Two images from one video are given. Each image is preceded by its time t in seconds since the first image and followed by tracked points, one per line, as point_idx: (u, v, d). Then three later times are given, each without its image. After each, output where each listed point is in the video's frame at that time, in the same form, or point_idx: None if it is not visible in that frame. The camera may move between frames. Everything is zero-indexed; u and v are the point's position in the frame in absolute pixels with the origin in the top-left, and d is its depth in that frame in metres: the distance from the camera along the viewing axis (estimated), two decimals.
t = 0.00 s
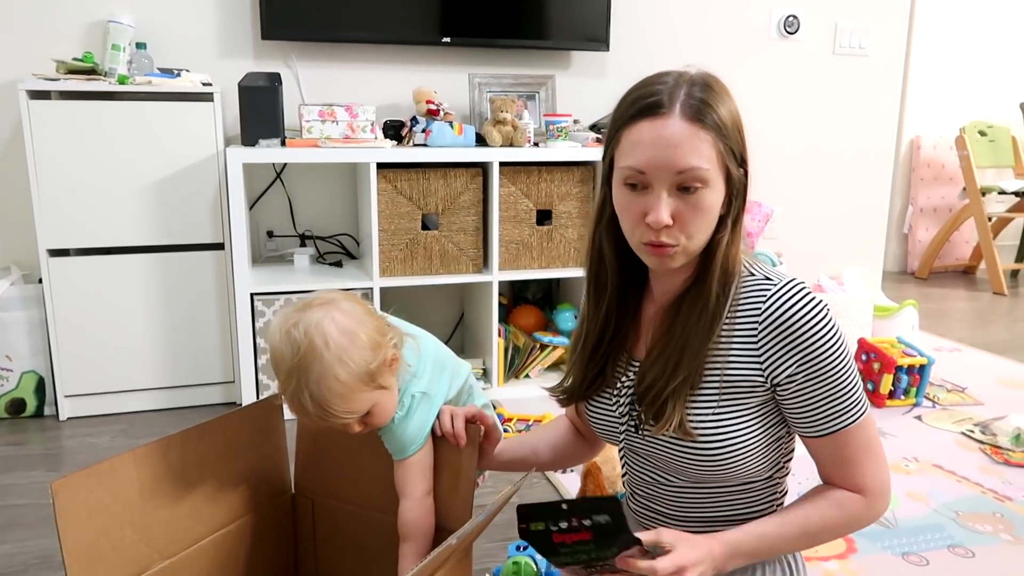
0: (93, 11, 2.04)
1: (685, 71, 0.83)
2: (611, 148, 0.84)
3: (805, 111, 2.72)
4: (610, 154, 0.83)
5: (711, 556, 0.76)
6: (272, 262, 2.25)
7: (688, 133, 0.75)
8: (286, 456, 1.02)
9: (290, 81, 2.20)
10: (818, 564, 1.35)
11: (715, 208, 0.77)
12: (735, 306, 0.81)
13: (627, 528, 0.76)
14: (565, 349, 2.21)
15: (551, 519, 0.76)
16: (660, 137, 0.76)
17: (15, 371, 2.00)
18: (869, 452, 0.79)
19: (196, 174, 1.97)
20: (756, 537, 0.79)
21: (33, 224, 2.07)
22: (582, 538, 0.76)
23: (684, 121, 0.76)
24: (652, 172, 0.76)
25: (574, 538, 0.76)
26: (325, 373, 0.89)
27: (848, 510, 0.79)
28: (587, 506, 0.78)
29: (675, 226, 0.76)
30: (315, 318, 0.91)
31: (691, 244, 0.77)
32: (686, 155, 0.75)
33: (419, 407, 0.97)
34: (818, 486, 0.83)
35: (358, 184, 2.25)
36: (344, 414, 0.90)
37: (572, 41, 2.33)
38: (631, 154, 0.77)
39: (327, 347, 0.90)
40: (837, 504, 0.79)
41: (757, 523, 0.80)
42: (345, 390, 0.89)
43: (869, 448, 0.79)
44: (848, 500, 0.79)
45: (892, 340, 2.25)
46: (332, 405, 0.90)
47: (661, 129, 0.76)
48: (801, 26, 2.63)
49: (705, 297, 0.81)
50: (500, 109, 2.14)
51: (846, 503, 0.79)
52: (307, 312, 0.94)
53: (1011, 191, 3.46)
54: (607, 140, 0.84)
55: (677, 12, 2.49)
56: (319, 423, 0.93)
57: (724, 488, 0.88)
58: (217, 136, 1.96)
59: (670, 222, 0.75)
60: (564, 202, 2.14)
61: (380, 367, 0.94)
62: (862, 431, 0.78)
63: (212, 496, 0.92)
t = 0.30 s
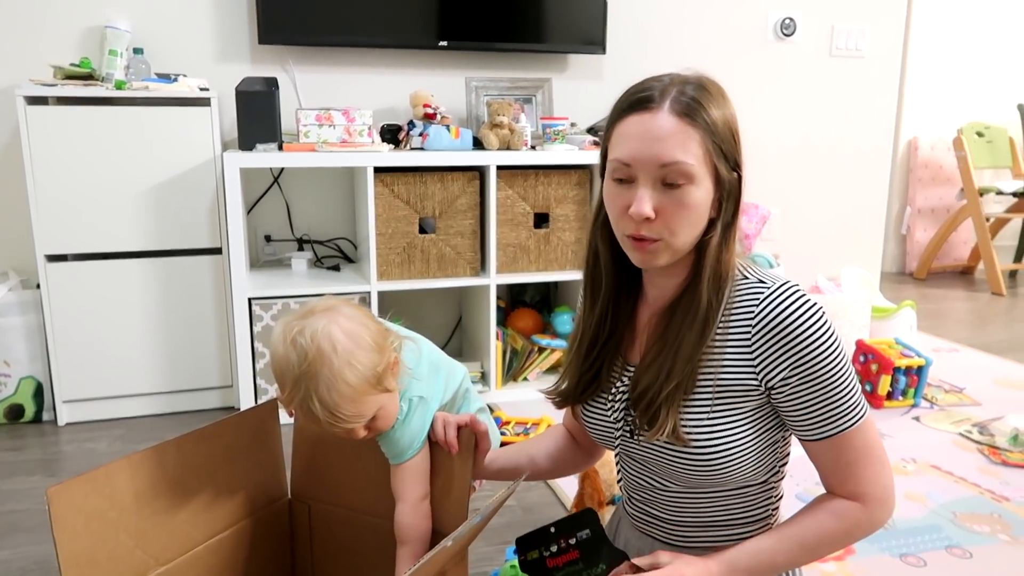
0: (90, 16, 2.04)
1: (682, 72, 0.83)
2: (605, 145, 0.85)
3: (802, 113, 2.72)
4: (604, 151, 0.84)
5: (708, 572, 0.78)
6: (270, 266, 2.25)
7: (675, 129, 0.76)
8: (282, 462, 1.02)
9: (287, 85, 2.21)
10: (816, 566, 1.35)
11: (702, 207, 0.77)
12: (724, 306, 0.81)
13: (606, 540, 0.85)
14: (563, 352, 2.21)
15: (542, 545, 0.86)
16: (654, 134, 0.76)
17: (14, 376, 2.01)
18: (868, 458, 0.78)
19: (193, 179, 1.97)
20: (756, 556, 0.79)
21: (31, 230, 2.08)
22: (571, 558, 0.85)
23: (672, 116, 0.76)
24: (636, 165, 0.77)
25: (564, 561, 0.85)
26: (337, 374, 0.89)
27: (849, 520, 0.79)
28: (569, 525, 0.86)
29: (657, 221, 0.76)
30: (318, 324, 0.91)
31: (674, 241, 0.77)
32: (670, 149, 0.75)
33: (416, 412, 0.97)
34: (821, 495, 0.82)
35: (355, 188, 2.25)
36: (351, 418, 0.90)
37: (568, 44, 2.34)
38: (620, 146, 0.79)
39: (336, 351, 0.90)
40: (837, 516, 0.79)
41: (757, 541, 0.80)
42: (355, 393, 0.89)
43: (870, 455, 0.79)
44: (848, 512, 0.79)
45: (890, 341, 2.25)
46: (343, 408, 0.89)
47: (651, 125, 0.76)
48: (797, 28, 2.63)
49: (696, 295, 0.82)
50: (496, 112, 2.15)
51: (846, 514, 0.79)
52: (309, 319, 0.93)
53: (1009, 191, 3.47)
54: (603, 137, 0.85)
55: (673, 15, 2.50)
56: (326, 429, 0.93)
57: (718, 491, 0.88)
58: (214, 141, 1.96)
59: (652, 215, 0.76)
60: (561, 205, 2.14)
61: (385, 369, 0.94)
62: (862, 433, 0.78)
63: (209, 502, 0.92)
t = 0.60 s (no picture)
0: (90, 20, 2.04)
1: (668, 76, 0.82)
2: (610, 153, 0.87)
3: (801, 116, 2.73)
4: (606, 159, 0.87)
5: None
6: (269, 270, 2.25)
7: (626, 142, 0.77)
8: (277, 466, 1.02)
9: (286, 89, 2.21)
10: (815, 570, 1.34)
11: (663, 216, 0.77)
12: (712, 312, 0.80)
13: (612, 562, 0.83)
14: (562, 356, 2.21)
15: (544, 562, 0.83)
16: (616, 148, 0.78)
17: (12, 380, 2.00)
18: (874, 473, 0.78)
19: (192, 183, 1.97)
20: (756, 566, 0.79)
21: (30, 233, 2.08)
22: None
23: (625, 129, 0.78)
24: (600, 179, 0.80)
25: None
26: (325, 381, 0.88)
27: (850, 535, 0.79)
28: (575, 546, 0.85)
29: (620, 231, 0.79)
30: (309, 327, 0.91)
31: (638, 249, 0.79)
32: (620, 163, 0.77)
33: (409, 415, 0.96)
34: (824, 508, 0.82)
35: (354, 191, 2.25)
36: (342, 422, 0.90)
37: (567, 47, 2.34)
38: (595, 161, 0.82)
39: (323, 352, 0.89)
40: (838, 529, 0.79)
41: (758, 552, 0.80)
42: (344, 397, 0.89)
43: (877, 470, 0.78)
44: (850, 526, 0.79)
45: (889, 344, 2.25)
46: (332, 414, 0.89)
47: (613, 140, 0.78)
48: (796, 31, 2.64)
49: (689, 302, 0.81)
50: (495, 115, 2.15)
51: (848, 528, 0.79)
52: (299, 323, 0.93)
53: (1008, 194, 3.47)
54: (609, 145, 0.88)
55: (672, 18, 2.50)
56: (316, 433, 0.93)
57: (721, 497, 0.88)
58: (213, 145, 1.96)
59: (614, 226, 0.80)
60: (560, 208, 2.14)
61: (377, 374, 0.93)
62: (870, 448, 0.78)
63: (204, 507, 0.92)
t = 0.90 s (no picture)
0: (91, 23, 2.05)
1: (661, 84, 0.81)
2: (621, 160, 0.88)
3: (802, 118, 2.73)
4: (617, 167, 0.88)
5: None
6: (270, 272, 2.25)
7: (610, 157, 0.79)
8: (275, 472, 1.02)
9: (287, 91, 2.21)
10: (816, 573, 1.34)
11: (650, 227, 0.78)
12: (705, 318, 0.79)
13: None
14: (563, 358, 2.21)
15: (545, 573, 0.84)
16: (606, 163, 0.80)
17: (13, 383, 2.01)
18: (885, 489, 0.77)
19: (193, 186, 1.97)
20: None
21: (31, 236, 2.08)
22: None
23: (609, 145, 0.80)
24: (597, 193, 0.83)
25: None
26: (335, 374, 0.89)
27: (856, 551, 0.77)
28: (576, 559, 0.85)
29: (619, 243, 0.81)
30: (328, 318, 0.92)
31: (635, 259, 0.81)
32: (607, 179, 0.80)
33: (416, 415, 0.97)
34: (834, 522, 0.80)
35: (354, 194, 2.26)
36: (351, 415, 0.90)
37: (568, 50, 2.34)
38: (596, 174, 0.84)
39: (341, 342, 0.90)
40: (846, 545, 0.77)
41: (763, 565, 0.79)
42: (357, 388, 0.90)
43: (888, 486, 0.77)
44: (857, 542, 0.77)
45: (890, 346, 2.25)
46: (341, 403, 0.89)
47: (603, 156, 0.80)
48: (797, 34, 2.64)
49: (686, 309, 0.81)
50: (496, 118, 2.15)
51: (856, 543, 0.77)
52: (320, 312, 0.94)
53: (1009, 197, 3.46)
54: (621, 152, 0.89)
55: (673, 20, 2.50)
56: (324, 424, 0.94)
57: (724, 503, 0.88)
58: (214, 147, 1.96)
59: (613, 237, 0.81)
60: (561, 211, 2.14)
61: (389, 370, 0.94)
62: (881, 463, 0.76)
63: (203, 512, 0.92)
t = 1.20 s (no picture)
0: (90, 26, 2.05)
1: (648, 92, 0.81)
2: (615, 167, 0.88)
3: (801, 120, 2.73)
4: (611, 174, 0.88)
5: None
6: (269, 275, 2.25)
7: (600, 170, 0.80)
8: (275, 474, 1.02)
9: (287, 94, 2.21)
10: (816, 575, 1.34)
11: (644, 236, 0.78)
12: (705, 325, 0.79)
13: None
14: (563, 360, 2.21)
15: None
16: (598, 175, 0.80)
17: (13, 386, 2.01)
18: (889, 494, 0.76)
19: (192, 188, 1.97)
20: None
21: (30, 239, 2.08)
22: None
23: (599, 158, 0.80)
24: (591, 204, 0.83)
25: None
26: (346, 377, 0.89)
27: (863, 558, 0.76)
28: None
29: (616, 253, 0.82)
30: (339, 318, 0.92)
31: (633, 269, 0.81)
32: (599, 192, 0.80)
33: (421, 419, 0.96)
34: (837, 528, 0.80)
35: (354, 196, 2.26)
36: (360, 416, 0.90)
37: (568, 52, 2.34)
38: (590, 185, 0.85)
39: (351, 343, 0.90)
40: (850, 552, 0.77)
41: None
42: (368, 389, 0.90)
43: (892, 492, 0.76)
44: (863, 548, 0.76)
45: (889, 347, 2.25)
46: (352, 404, 0.89)
47: (594, 168, 0.81)
48: (796, 36, 2.64)
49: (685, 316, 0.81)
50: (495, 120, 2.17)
51: (864, 550, 0.76)
52: (330, 312, 0.94)
53: (1009, 198, 3.46)
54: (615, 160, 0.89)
55: (672, 22, 2.50)
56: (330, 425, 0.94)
57: (725, 507, 0.87)
58: (214, 150, 1.96)
59: (610, 248, 0.82)
60: (560, 212, 2.14)
61: (400, 371, 0.94)
62: (884, 467, 0.76)
63: (203, 514, 0.92)
